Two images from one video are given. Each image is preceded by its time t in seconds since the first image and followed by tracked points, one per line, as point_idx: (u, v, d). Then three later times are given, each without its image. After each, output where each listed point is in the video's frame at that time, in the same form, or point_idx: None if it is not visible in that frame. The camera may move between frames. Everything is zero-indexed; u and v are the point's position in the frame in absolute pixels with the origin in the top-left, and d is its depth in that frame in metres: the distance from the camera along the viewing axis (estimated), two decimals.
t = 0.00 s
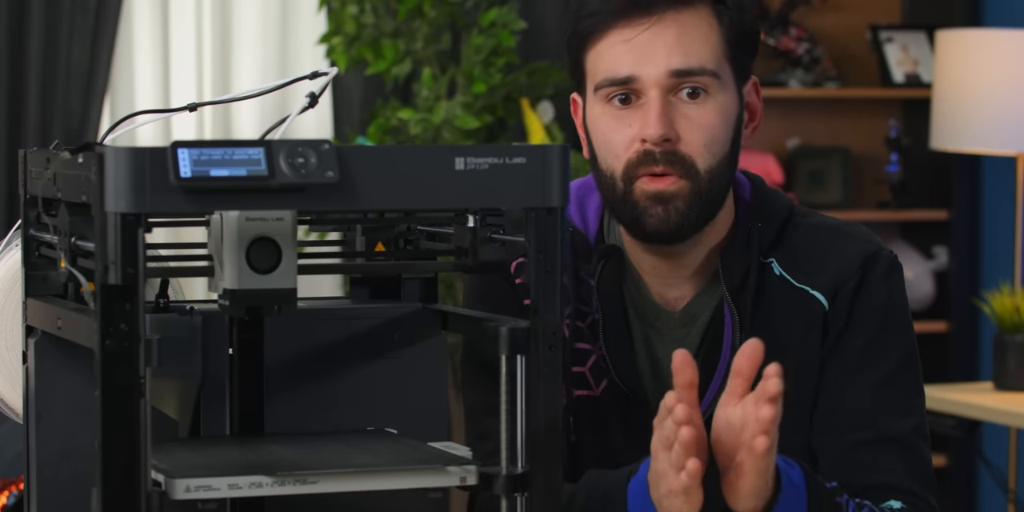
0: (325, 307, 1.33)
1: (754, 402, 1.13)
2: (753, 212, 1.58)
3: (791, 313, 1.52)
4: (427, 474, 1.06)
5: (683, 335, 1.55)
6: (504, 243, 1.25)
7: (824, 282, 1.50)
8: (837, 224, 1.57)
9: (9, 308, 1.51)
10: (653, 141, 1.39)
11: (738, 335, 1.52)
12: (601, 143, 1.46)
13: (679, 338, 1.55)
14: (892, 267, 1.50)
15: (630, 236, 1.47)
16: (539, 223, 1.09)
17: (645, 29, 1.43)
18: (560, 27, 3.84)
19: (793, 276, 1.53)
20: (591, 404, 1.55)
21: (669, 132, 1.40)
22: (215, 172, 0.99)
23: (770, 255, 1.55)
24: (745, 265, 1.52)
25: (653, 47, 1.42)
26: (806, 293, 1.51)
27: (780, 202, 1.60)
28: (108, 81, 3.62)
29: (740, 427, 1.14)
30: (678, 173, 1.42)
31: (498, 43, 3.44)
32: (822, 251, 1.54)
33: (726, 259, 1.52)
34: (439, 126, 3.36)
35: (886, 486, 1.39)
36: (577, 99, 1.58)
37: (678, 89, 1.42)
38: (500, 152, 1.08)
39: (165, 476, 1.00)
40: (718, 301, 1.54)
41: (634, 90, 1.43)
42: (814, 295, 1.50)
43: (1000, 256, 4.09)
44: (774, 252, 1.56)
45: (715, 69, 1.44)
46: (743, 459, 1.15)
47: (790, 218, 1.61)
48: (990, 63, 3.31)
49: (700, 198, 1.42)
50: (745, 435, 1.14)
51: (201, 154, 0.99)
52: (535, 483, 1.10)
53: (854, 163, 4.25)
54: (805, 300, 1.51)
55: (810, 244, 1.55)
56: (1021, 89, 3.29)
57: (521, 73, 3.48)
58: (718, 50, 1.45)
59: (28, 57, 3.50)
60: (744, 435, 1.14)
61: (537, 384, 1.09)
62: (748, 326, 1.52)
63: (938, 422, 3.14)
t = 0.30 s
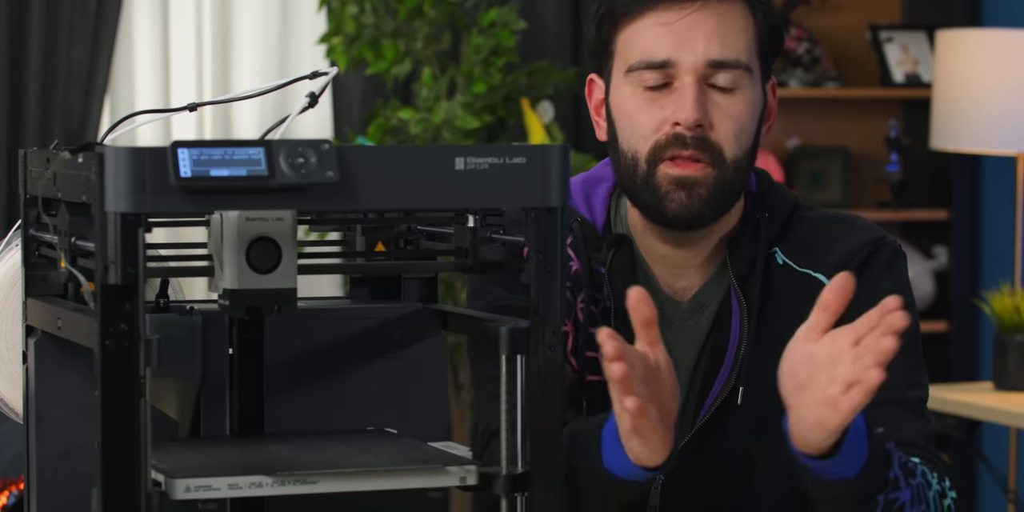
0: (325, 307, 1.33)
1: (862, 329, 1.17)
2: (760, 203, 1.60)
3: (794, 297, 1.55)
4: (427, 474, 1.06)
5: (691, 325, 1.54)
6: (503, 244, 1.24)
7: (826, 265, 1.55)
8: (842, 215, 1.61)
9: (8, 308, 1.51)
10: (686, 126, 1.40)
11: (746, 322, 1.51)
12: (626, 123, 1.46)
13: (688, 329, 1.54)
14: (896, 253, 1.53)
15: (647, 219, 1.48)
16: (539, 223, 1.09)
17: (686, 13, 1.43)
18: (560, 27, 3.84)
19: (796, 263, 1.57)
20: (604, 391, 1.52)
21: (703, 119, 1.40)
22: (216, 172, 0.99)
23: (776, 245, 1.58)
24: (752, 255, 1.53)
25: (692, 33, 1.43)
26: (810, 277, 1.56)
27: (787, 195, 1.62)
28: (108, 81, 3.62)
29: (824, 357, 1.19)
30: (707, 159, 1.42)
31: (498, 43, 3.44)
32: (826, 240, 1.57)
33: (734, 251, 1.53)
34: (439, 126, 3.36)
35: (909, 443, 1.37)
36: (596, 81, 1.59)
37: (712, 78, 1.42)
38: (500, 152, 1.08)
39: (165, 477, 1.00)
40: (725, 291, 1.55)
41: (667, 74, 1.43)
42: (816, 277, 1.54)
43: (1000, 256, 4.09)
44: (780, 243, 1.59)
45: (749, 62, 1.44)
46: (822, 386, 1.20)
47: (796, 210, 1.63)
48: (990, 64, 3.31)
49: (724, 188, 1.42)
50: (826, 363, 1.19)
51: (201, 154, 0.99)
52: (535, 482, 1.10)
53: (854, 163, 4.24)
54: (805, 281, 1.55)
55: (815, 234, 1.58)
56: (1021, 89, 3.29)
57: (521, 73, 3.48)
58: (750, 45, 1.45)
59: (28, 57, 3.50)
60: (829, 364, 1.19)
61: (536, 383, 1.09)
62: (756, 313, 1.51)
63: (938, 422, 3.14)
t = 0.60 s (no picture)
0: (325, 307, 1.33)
1: (969, 316, 1.11)
2: (767, 202, 1.61)
3: (804, 296, 1.54)
4: (427, 474, 1.06)
5: (699, 321, 1.54)
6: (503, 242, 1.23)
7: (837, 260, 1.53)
8: (847, 213, 1.62)
9: (8, 307, 1.51)
10: (699, 118, 1.41)
11: (755, 317, 1.51)
12: (640, 115, 1.47)
13: (696, 325, 1.54)
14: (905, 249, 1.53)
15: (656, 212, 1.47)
16: (539, 223, 1.09)
17: (704, 6, 1.43)
18: (560, 27, 3.84)
19: (805, 259, 1.56)
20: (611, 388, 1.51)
21: (716, 111, 1.41)
22: (216, 172, 0.99)
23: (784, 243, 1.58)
24: (761, 251, 1.54)
25: (709, 26, 1.43)
26: (821, 273, 1.54)
27: (793, 195, 1.63)
28: (108, 81, 3.62)
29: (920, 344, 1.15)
30: (720, 151, 1.42)
31: (498, 43, 3.44)
32: (834, 237, 1.57)
33: (744, 245, 1.53)
34: (439, 126, 3.36)
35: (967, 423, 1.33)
36: (607, 74, 1.61)
37: (726, 71, 1.43)
38: (500, 152, 1.08)
39: (165, 477, 1.00)
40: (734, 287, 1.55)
41: (680, 65, 1.44)
42: (829, 273, 1.53)
43: (1000, 256, 4.10)
44: (789, 240, 1.59)
45: (763, 57, 1.45)
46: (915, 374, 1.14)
47: (802, 209, 1.64)
48: (990, 63, 3.31)
49: (735, 181, 1.41)
50: (926, 351, 1.14)
51: (201, 154, 0.99)
52: (535, 483, 1.10)
53: (854, 163, 4.24)
54: (817, 278, 1.54)
55: (822, 232, 1.59)
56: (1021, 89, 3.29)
57: (521, 73, 3.48)
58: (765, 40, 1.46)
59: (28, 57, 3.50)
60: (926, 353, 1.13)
61: (535, 383, 1.10)
62: (765, 309, 1.51)
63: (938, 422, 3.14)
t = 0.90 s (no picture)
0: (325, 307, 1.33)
1: (954, 333, 1.11)
2: (771, 203, 1.61)
3: (808, 298, 1.54)
4: (427, 474, 1.06)
5: (702, 322, 1.54)
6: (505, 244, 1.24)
7: (841, 263, 1.54)
8: (851, 215, 1.62)
9: (8, 307, 1.51)
10: (701, 126, 1.41)
11: (758, 319, 1.51)
12: (642, 122, 1.47)
13: (699, 326, 1.54)
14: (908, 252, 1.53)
15: (658, 218, 1.47)
16: (539, 223, 1.09)
17: (705, 13, 1.43)
18: (560, 27, 3.84)
19: (808, 262, 1.56)
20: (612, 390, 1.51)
21: (718, 118, 1.41)
22: (216, 171, 0.99)
23: (787, 244, 1.58)
24: (765, 253, 1.53)
25: (710, 33, 1.43)
26: (824, 275, 1.54)
27: (797, 197, 1.63)
28: (108, 81, 3.62)
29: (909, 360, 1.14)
30: (722, 159, 1.42)
31: (497, 43, 3.44)
32: (837, 240, 1.58)
33: (747, 248, 1.53)
34: (439, 125, 3.36)
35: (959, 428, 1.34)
36: (611, 75, 1.61)
37: (728, 78, 1.43)
38: (500, 151, 1.08)
39: (165, 476, 1.00)
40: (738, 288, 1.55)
41: (682, 72, 1.44)
42: (831, 275, 1.53)
43: (1000, 256, 4.10)
44: (792, 243, 1.59)
45: (765, 62, 1.45)
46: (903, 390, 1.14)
47: (805, 211, 1.64)
48: (990, 64, 3.31)
49: (739, 188, 1.43)
50: (916, 367, 1.14)
51: (201, 154, 0.99)
52: (535, 483, 1.10)
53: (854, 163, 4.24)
54: (821, 281, 1.54)
55: (826, 234, 1.59)
56: (1021, 89, 3.29)
57: (521, 73, 3.48)
58: (766, 45, 1.46)
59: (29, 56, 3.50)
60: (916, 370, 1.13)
61: (535, 383, 1.10)
62: (768, 312, 1.52)
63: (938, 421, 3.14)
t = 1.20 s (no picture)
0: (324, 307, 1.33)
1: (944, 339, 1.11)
2: (772, 202, 1.60)
3: (807, 297, 1.54)
4: (427, 474, 1.06)
5: (702, 322, 1.54)
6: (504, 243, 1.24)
7: (841, 263, 1.54)
8: (851, 215, 1.61)
9: (8, 307, 1.51)
10: (701, 124, 1.41)
11: (759, 318, 1.51)
12: (642, 121, 1.48)
13: (699, 326, 1.54)
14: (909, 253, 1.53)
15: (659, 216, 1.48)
16: (539, 223, 1.09)
17: (705, 11, 1.42)
18: (559, 27, 3.84)
19: (808, 262, 1.56)
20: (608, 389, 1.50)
21: (718, 117, 1.41)
22: (216, 171, 0.99)
23: (788, 244, 1.58)
24: (765, 253, 1.53)
25: (710, 31, 1.42)
26: (824, 275, 1.54)
27: (797, 197, 1.62)
28: (107, 80, 3.62)
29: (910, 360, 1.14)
30: (722, 157, 1.43)
31: (497, 43, 3.44)
32: (838, 240, 1.57)
33: (747, 246, 1.53)
34: (438, 125, 3.36)
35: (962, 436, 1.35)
36: (612, 75, 1.61)
37: (728, 76, 1.43)
38: (499, 151, 1.08)
39: (164, 476, 1.00)
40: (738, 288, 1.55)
41: (682, 70, 1.44)
42: (831, 276, 1.53)
43: (999, 256, 4.10)
44: (792, 242, 1.59)
45: (765, 60, 1.45)
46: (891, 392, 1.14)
47: (806, 211, 1.64)
48: (990, 64, 3.31)
49: (739, 186, 1.43)
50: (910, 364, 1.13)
51: (200, 153, 0.99)
52: (535, 483, 1.10)
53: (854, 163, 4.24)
54: (820, 282, 1.54)
55: (826, 235, 1.59)
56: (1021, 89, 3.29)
57: (520, 73, 3.48)
58: (767, 42, 1.46)
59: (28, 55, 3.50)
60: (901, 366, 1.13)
61: (535, 383, 1.09)
62: (769, 313, 1.52)
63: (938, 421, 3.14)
